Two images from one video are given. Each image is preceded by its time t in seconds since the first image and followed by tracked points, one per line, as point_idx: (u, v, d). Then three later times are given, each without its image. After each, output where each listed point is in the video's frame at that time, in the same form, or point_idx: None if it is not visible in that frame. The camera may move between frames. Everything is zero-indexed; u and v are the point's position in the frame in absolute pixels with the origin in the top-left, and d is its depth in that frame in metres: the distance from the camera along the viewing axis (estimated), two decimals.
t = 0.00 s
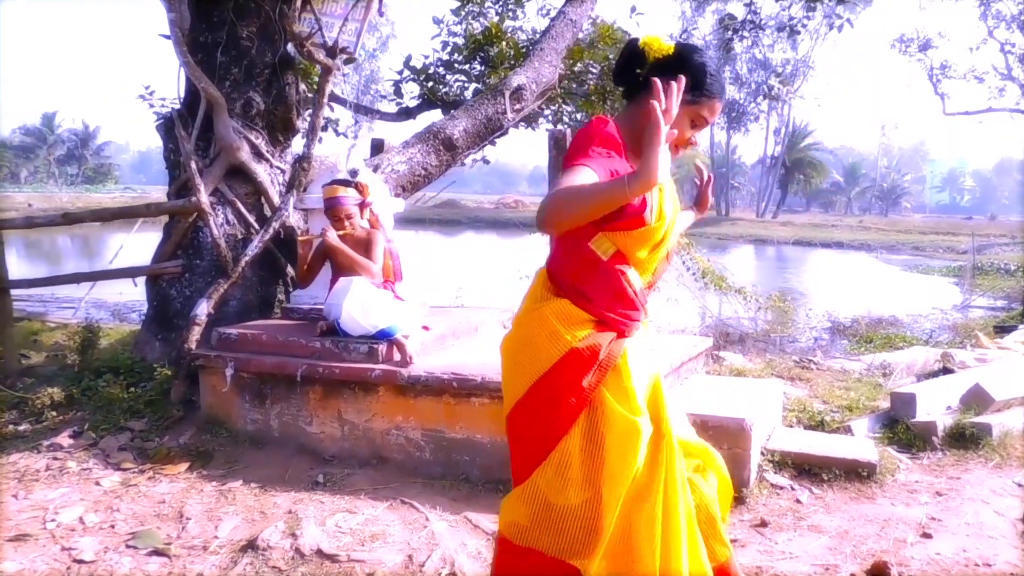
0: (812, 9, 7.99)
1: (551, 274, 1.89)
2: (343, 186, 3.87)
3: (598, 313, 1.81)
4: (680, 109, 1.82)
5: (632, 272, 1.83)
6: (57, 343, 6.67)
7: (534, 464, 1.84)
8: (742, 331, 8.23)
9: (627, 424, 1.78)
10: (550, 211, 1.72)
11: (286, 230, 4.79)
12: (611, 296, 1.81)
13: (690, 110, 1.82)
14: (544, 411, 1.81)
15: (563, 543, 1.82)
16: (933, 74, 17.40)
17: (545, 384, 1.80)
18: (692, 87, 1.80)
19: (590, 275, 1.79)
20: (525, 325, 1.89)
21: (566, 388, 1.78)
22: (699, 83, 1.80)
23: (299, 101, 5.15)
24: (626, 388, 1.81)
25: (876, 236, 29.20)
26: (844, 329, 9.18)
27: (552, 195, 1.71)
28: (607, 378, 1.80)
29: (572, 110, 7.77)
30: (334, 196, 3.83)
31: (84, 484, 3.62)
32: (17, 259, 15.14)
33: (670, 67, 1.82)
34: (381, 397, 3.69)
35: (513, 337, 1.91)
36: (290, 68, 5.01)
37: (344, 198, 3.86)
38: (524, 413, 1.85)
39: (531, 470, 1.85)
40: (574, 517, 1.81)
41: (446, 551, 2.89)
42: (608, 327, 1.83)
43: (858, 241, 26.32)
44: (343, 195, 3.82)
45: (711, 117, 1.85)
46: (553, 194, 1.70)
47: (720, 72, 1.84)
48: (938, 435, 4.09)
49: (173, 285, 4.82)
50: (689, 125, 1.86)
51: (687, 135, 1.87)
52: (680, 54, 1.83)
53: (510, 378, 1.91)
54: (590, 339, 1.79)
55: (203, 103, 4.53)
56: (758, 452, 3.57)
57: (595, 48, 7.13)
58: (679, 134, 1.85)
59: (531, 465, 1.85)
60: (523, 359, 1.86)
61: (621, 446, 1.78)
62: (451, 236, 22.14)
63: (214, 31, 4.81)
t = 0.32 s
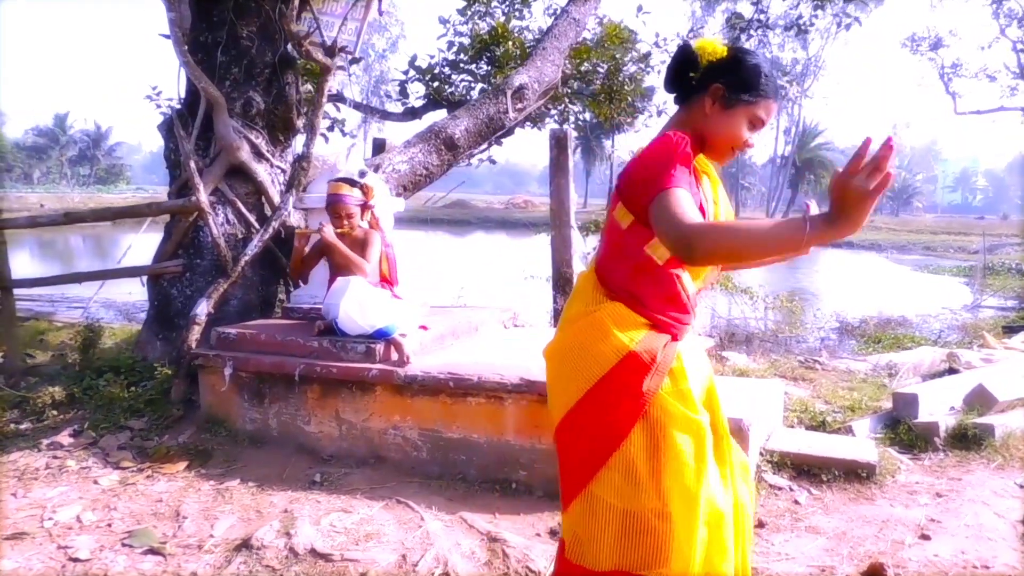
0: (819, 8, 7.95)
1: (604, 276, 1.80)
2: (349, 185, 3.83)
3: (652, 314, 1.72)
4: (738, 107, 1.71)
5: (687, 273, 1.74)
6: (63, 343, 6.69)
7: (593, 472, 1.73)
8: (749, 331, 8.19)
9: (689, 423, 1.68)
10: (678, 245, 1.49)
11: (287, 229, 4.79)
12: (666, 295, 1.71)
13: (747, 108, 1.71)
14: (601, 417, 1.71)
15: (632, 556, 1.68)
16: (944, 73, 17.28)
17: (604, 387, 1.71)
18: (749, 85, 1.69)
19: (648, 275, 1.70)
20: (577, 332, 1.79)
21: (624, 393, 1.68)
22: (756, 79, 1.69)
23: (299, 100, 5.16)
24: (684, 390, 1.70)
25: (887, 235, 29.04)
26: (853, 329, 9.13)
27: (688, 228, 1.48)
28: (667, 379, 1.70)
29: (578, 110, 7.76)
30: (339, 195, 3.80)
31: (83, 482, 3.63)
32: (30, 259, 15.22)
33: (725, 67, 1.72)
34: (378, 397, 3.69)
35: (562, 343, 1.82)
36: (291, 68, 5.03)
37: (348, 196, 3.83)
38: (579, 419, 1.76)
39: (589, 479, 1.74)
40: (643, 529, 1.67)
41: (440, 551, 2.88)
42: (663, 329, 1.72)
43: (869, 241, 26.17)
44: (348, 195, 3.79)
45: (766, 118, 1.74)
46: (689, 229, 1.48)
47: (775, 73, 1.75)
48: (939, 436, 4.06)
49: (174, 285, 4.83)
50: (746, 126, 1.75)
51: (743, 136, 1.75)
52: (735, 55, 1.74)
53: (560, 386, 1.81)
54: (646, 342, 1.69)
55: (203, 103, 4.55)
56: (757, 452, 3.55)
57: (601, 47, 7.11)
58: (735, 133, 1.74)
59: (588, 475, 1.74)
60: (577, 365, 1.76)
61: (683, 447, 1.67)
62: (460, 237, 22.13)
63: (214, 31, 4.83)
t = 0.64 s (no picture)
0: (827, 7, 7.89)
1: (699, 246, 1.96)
2: (362, 185, 3.85)
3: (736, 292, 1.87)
4: (835, 77, 1.83)
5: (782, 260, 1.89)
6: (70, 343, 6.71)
7: (650, 431, 1.93)
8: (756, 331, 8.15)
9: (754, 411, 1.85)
10: (860, 192, 1.65)
11: (289, 229, 4.78)
12: (758, 278, 1.86)
13: (842, 76, 1.82)
14: (671, 386, 1.90)
15: (654, 505, 1.97)
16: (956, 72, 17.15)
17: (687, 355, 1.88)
18: (838, 55, 1.82)
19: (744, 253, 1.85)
20: (667, 294, 1.96)
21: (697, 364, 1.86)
22: (842, 49, 1.82)
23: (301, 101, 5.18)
24: (756, 377, 1.87)
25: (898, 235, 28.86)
26: (862, 329, 9.06)
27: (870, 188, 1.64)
28: (741, 361, 1.87)
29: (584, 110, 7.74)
30: (351, 194, 3.82)
31: (84, 482, 3.64)
32: (41, 262, 15.11)
33: (810, 48, 1.86)
34: (377, 397, 3.68)
35: (650, 306, 2.00)
36: (293, 69, 5.05)
37: (361, 197, 3.87)
38: (647, 381, 1.95)
39: (644, 439, 1.95)
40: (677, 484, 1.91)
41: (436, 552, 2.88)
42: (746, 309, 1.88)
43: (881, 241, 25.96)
44: (360, 195, 3.81)
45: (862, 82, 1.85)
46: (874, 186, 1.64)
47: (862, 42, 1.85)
48: (943, 437, 4.03)
49: (177, 285, 4.85)
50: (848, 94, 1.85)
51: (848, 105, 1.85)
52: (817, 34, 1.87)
53: (642, 348, 2.00)
54: (729, 321, 1.86)
55: (205, 104, 4.58)
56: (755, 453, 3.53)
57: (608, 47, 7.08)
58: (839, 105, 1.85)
59: (644, 430, 1.95)
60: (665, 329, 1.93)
61: (734, 427, 1.85)
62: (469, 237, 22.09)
63: (215, 31, 4.86)
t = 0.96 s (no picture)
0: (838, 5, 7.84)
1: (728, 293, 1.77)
2: (379, 192, 3.83)
3: (784, 337, 1.68)
4: (864, 109, 1.66)
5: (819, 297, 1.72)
6: (81, 344, 6.75)
7: (714, 498, 1.76)
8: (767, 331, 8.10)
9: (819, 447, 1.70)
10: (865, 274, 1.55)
11: (294, 230, 4.80)
12: (803, 320, 1.69)
13: (875, 108, 1.65)
14: (730, 443, 1.71)
15: None
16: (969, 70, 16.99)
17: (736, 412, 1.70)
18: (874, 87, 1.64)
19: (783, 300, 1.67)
20: (700, 350, 1.77)
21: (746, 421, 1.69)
22: (877, 80, 1.65)
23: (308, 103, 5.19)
24: (807, 415, 1.73)
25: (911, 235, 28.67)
26: (873, 329, 9.01)
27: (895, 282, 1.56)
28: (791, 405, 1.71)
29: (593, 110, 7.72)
30: (367, 201, 3.81)
31: (90, 483, 3.66)
32: (57, 264, 15.23)
33: (845, 76, 1.69)
34: (381, 398, 3.69)
35: (682, 362, 1.82)
36: (299, 70, 5.06)
37: (376, 202, 3.85)
38: (699, 445, 1.76)
39: (708, 506, 1.78)
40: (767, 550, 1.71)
41: (438, 553, 2.87)
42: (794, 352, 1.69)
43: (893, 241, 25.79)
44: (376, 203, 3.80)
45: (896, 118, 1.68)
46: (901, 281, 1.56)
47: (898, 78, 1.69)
48: (951, 437, 4.00)
49: (183, 287, 4.87)
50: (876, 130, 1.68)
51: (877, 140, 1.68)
52: (851, 63, 1.71)
53: (676, 410, 1.83)
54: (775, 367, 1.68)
55: (211, 107, 4.61)
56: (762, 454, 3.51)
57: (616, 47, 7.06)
58: (869, 138, 1.67)
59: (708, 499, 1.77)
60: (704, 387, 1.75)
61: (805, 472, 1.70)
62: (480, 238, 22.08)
63: (222, 34, 4.89)
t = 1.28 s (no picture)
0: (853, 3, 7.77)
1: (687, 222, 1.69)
2: (396, 196, 3.84)
3: (744, 259, 1.59)
4: (788, 12, 1.61)
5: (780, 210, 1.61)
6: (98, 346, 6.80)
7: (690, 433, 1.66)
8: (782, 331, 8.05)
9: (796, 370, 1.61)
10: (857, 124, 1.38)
11: (307, 232, 4.81)
12: (766, 237, 1.59)
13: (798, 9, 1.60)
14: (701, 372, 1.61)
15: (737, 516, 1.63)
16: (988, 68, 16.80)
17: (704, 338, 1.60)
18: None
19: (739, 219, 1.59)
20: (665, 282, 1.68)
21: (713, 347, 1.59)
22: None
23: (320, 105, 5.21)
24: (781, 337, 1.61)
25: (929, 234, 28.41)
26: (889, 329, 8.94)
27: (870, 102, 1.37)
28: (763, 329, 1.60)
29: (606, 111, 7.70)
30: (383, 203, 3.81)
31: (103, 484, 3.68)
32: (76, 267, 15.36)
33: None
34: (391, 400, 3.69)
35: (649, 296, 1.73)
36: (311, 73, 5.08)
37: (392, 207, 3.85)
38: (669, 381, 1.67)
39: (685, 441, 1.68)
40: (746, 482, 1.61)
41: (447, 555, 2.87)
42: (759, 273, 1.59)
43: (910, 240, 25.54)
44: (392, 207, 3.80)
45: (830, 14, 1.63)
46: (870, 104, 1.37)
47: None
48: (967, 439, 3.96)
49: (197, 289, 4.90)
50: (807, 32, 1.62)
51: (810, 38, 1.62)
52: None
53: (646, 345, 1.74)
54: (738, 288, 1.58)
55: (224, 110, 4.64)
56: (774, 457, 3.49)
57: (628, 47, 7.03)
58: (799, 40, 1.61)
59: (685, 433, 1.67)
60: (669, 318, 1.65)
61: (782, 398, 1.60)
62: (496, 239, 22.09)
63: (234, 38, 4.92)
